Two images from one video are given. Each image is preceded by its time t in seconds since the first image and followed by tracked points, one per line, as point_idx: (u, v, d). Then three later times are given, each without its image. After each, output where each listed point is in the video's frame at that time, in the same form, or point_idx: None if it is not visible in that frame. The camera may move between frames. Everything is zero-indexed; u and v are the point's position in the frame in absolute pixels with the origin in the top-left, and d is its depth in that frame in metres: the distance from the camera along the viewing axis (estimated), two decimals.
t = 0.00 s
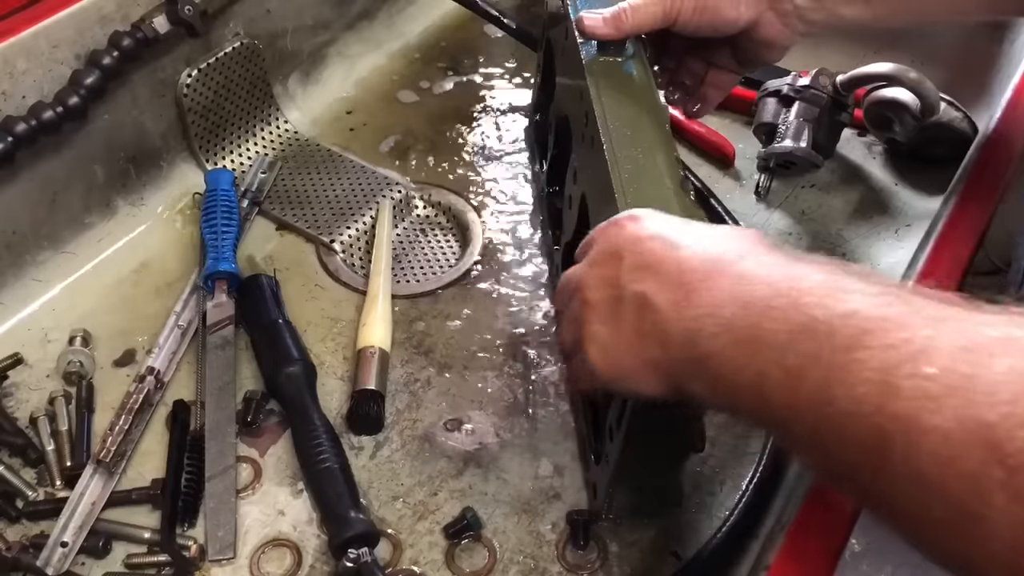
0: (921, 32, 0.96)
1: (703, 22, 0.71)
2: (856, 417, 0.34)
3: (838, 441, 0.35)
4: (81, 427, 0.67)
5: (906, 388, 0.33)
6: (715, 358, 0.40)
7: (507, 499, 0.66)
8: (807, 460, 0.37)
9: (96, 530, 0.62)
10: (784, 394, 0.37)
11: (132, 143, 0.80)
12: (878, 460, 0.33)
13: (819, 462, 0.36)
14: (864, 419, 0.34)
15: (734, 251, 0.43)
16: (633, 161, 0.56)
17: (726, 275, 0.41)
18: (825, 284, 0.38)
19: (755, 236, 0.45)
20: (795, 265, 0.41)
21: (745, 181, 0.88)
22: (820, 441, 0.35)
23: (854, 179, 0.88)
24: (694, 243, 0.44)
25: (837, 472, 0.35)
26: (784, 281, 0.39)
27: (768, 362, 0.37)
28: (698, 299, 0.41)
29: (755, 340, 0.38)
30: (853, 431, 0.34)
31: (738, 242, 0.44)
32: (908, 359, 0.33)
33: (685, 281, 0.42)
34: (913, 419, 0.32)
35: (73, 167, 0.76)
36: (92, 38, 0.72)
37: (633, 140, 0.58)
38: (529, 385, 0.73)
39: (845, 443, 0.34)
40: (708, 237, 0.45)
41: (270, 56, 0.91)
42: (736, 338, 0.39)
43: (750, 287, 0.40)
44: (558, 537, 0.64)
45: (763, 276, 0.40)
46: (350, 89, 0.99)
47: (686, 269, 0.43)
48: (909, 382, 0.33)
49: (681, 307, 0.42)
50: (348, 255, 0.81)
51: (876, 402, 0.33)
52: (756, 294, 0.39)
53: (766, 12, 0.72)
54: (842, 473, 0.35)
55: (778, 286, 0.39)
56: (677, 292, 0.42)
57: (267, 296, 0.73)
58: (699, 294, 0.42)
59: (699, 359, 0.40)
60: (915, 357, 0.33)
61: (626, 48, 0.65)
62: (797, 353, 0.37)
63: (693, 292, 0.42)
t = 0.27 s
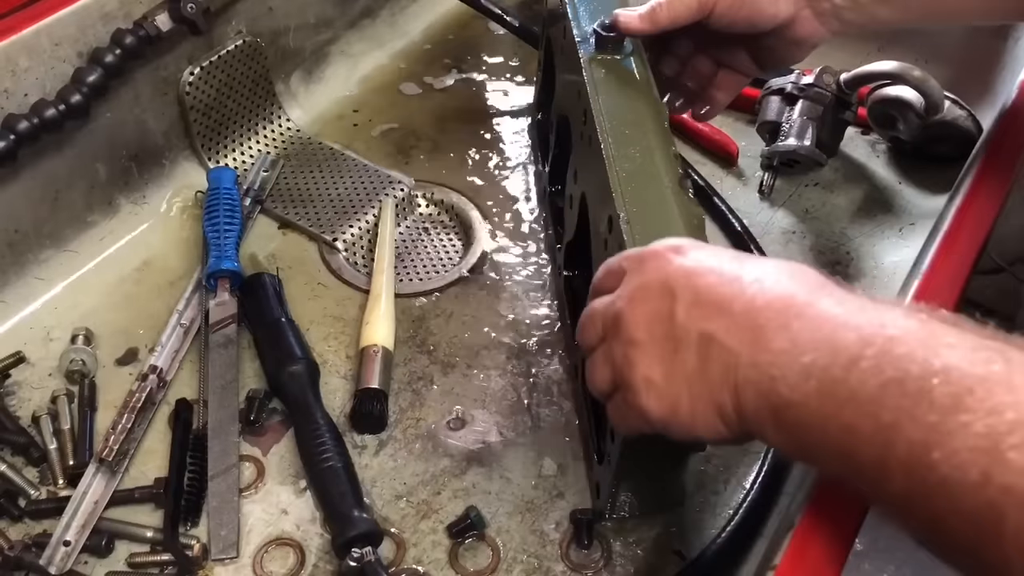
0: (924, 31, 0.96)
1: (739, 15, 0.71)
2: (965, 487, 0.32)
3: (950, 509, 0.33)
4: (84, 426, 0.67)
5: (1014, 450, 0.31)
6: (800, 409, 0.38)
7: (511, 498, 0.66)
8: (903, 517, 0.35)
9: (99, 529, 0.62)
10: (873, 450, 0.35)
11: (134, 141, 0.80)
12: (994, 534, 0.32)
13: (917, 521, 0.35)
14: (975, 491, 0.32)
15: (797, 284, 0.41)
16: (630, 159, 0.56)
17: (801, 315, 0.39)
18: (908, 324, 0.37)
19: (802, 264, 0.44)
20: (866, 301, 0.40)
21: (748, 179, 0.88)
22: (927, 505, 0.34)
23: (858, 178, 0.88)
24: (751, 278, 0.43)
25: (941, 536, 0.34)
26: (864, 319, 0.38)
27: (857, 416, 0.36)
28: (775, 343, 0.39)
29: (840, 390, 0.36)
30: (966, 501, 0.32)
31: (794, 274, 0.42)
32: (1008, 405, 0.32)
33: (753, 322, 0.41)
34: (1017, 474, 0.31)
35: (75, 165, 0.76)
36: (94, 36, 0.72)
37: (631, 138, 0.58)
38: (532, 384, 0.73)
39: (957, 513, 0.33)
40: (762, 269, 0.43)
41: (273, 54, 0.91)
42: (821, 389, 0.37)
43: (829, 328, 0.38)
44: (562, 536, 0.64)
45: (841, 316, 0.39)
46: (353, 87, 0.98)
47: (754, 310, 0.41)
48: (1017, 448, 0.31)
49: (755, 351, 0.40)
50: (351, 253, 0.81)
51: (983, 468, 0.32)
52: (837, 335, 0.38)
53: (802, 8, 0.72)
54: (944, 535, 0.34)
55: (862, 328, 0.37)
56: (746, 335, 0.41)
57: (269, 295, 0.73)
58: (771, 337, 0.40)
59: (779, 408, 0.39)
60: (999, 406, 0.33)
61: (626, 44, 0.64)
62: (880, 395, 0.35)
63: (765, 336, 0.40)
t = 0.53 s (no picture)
0: (927, 32, 0.96)
1: None
2: (990, 503, 0.32)
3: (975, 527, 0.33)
4: (87, 427, 0.67)
5: None
6: (816, 428, 0.38)
7: (514, 499, 0.66)
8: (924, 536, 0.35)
9: (102, 530, 0.62)
10: (894, 469, 0.35)
11: (137, 142, 0.80)
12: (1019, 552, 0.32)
13: (939, 541, 0.34)
14: (1000, 508, 0.32)
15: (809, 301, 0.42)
16: (635, 159, 0.56)
17: (814, 332, 0.40)
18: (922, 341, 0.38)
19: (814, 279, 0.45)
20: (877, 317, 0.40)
21: (750, 180, 0.88)
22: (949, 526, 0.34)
23: (860, 179, 0.88)
24: (762, 294, 0.44)
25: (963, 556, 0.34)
26: (878, 335, 0.39)
27: (874, 435, 0.36)
28: (787, 360, 0.40)
29: (855, 408, 0.37)
30: (991, 520, 0.32)
31: (805, 290, 0.43)
32: None
33: (765, 339, 0.42)
34: None
35: (79, 166, 0.76)
36: (97, 37, 0.72)
37: (635, 138, 0.58)
38: (535, 385, 0.73)
39: (983, 531, 0.33)
40: (773, 285, 0.44)
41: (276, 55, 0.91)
42: (838, 408, 0.37)
43: (843, 345, 0.39)
44: (565, 537, 0.64)
45: (854, 332, 0.39)
46: (355, 88, 0.98)
47: (766, 326, 0.42)
48: None
49: (766, 368, 0.41)
50: (354, 254, 0.81)
51: (1008, 483, 0.32)
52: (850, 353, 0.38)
53: None
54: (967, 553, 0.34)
55: (876, 345, 0.38)
56: (758, 352, 0.41)
57: (273, 296, 0.73)
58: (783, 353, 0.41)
59: (793, 426, 0.39)
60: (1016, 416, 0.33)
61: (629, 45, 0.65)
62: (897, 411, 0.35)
63: (778, 352, 0.41)
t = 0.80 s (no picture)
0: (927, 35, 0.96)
1: None
2: (999, 489, 0.32)
3: (987, 516, 0.32)
4: (87, 430, 0.67)
5: None
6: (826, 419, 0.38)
7: (514, 502, 0.66)
8: (933, 529, 0.35)
9: (103, 533, 0.62)
10: (903, 457, 0.35)
11: (138, 145, 0.80)
12: None
13: (949, 532, 0.34)
14: (1010, 494, 0.32)
15: (821, 295, 0.42)
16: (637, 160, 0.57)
17: (825, 324, 0.40)
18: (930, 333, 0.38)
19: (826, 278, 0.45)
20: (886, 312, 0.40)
21: (750, 183, 0.88)
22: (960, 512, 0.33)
23: (860, 181, 0.88)
24: (774, 288, 0.44)
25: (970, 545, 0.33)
26: (887, 328, 0.39)
27: (886, 424, 0.36)
28: (796, 350, 0.40)
29: (867, 400, 0.37)
30: (1001, 506, 0.32)
31: (818, 285, 0.43)
32: None
33: (775, 331, 0.42)
34: None
35: (79, 168, 0.76)
36: (98, 39, 0.72)
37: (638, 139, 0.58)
38: (535, 387, 0.73)
39: (992, 518, 0.32)
40: (785, 280, 0.44)
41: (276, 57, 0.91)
42: (847, 398, 0.37)
43: (853, 337, 0.39)
44: (566, 541, 0.64)
45: (865, 325, 0.39)
46: (356, 91, 0.98)
47: (777, 319, 0.42)
48: None
49: (775, 359, 0.41)
50: (354, 257, 0.81)
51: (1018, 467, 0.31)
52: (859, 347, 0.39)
53: None
54: (978, 544, 0.33)
55: (886, 336, 0.38)
56: (768, 343, 0.42)
57: (273, 298, 0.73)
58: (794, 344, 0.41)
59: (802, 414, 0.39)
60: None
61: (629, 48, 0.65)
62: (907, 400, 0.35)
63: (787, 344, 0.41)
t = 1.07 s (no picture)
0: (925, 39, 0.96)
1: None
2: (981, 470, 0.32)
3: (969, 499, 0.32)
4: (87, 433, 0.67)
5: None
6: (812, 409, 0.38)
7: (514, 505, 0.66)
8: (921, 519, 0.35)
9: (102, 536, 0.62)
10: (889, 444, 0.35)
11: (138, 148, 0.80)
12: (1009, 513, 0.31)
13: (936, 518, 0.34)
14: (989, 473, 0.32)
15: (810, 292, 0.42)
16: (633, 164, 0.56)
17: (814, 319, 0.40)
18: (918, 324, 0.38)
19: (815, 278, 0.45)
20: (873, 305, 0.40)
21: (750, 187, 0.88)
22: (943, 495, 0.33)
23: (859, 185, 0.88)
24: (763, 286, 0.44)
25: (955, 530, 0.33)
26: (876, 319, 0.39)
27: (874, 413, 0.36)
28: (785, 344, 0.40)
29: (857, 391, 0.36)
30: (983, 486, 0.32)
31: (807, 283, 0.43)
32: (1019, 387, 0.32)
33: (765, 327, 0.42)
34: None
35: (79, 172, 0.76)
36: (98, 43, 0.72)
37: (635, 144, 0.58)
38: (535, 391, 0.73)
39: (974, 501, 0.32)
40: (774, 277, 0.44)
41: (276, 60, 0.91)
42: (834, 389, 0.37)
43: (841, 330, 0.39)
44: (565, 544, 0.64)
45: (852, 319, 0.39)
46: (355, 94, 0.99)
47: (767, 315, 0.42)
48: None
49: (764, 354, 0.41)
50: (353, 260, 0.81)
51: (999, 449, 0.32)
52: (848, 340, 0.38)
53: None
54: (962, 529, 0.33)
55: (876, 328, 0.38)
56: (756, 339, 0.41)
57: (272, 301, 0.73)
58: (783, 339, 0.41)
59: (792, 408, 0.39)
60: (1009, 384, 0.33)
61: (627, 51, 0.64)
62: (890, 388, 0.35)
63: (777, 339, 0.41)
